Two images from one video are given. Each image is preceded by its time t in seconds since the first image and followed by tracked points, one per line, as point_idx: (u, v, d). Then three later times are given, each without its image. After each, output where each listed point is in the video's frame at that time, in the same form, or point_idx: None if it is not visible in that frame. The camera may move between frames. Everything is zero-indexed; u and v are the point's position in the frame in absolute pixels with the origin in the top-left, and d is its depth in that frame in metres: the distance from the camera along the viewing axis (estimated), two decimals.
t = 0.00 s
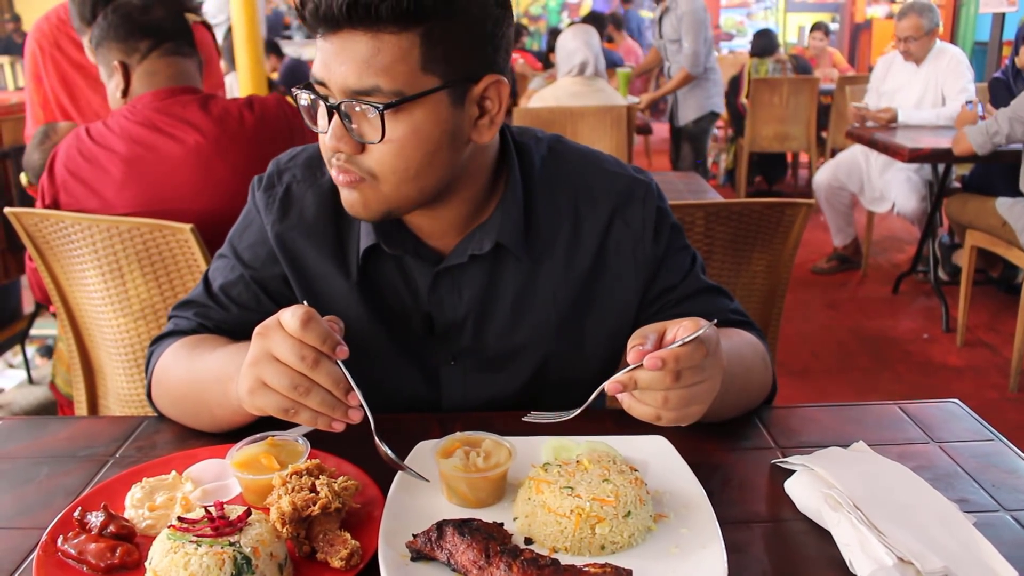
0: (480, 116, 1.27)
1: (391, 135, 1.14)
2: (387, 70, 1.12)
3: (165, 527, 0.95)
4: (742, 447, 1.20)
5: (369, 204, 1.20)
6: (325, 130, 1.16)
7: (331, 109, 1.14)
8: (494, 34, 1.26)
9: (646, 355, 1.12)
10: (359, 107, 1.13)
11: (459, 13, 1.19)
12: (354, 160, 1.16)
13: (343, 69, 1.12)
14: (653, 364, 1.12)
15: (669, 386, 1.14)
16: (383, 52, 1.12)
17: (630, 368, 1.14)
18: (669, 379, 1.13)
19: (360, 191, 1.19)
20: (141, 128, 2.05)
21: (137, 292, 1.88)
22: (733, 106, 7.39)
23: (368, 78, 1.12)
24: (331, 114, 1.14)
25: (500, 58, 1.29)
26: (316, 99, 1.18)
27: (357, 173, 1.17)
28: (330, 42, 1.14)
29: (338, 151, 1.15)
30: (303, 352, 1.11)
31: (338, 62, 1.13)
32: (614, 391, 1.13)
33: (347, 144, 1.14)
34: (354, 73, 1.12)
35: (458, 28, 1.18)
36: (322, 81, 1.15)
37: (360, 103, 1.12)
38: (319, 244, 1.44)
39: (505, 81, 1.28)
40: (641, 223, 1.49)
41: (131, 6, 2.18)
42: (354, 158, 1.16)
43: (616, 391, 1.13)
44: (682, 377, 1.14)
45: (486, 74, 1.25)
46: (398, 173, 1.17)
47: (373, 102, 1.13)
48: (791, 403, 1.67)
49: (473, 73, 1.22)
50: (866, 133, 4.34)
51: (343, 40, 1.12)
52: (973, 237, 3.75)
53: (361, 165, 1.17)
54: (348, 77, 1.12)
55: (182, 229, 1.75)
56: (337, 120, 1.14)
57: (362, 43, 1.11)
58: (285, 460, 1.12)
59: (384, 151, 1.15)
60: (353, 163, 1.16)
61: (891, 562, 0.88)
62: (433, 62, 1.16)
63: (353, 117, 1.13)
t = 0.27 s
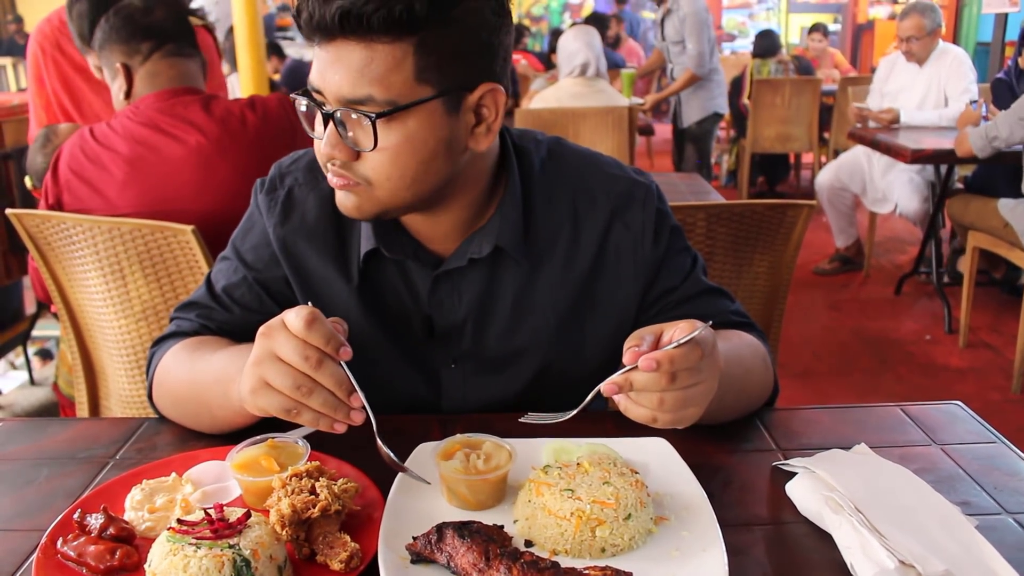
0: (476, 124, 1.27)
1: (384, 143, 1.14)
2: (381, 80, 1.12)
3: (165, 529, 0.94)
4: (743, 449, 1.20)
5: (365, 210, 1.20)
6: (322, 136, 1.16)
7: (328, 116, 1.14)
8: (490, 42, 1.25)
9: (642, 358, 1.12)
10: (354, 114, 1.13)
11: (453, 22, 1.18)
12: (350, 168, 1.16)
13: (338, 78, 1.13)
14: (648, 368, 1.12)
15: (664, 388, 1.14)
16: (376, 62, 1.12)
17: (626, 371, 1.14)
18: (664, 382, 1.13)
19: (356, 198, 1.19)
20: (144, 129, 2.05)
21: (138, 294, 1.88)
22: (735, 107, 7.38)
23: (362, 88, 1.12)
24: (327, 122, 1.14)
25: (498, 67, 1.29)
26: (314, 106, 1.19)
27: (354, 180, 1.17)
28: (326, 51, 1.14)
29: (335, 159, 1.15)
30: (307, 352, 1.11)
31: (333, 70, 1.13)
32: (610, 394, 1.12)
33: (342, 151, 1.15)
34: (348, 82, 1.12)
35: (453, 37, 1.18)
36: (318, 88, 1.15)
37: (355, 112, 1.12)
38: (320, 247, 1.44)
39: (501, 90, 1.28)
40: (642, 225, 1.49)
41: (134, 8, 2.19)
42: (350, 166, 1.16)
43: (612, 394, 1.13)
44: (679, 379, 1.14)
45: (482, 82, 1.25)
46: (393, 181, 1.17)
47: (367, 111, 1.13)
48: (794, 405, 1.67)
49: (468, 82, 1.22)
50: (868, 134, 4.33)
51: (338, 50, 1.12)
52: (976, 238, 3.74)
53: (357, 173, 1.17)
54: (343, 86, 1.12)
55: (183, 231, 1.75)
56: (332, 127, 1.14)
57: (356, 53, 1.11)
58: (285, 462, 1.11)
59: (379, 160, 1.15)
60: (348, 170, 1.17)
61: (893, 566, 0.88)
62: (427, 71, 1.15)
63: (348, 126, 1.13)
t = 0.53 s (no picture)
0: (476, 123, 1.28)
1: (384, 142, 1.14)
2: (381, 78, 1.12)
3: (163, 530, 0.94)
4: (743, 449, 1.20)
5: (363, 211, 1.20)
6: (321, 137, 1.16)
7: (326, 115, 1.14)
8: (490, 41, 1.25)
9: (646, 355, 1.12)
10: (353, 114, 1.13)
11: (453, 21, 1.19)
12: (348, 167, 1.16)
13: (337, 76, 1.12)
14: (653, 366, 1.12)
15: (669, 386, 1.13)
16: (376, 59, 1.12)
17: (630, 369, 1.14)
18: (669, 381, 1.13)
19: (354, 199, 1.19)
20: (148, 129, 2.05)
21: (139, 295, 1.89)
22: (736, 108, 7.38)
23: (361, 86, 1.12)
24: (326, 122, 1.14)
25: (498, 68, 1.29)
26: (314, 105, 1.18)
27: (352, 179, 1.17)
28: (325, 50, 1.14)
29: (334, 158, 1.15)
30: (303, 354, 1.11)
31: (332, 69, 1.13)
32: (614, 392, 1.12)
33: (341, 151, 1.15)
34: (348, 81, 1.12)
35: (453, 36, 1.18)
36: (318, 88, 1.15)
37: (355, 111, 1.12)
38: (318, 247, 1.44)
39: (501, 89, 1.28)
40: (640, 226, 1.49)
41: (142, 9, 2.19)
42: (349, 165, 1.16)
43: (616, 392, 1.12)
44: (683, 377, 1.14)
45: (482, 81, 1.25)
46: (392, 180, 1.17)
47: (366, 110, 1.13)
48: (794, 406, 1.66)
49: (468, 81, 1.22)
50: (870, 133, 4.33)
51: (337, 48, 1.12)
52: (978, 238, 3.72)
53: (355, 172, 1.16)
54: (342, 84, 1.12)
55: (184, 232, 1.75)
56: (331, 127, 1.14)
57: (355, 51, 1.11)
58: (284, 463, 1.11)
59: (378, 158, 1.15)
60: (347, 171, 1.16)
61: (892, 566, 0.88)
62: (427, 70, 1.15)
63: (347, 125, 1.13)
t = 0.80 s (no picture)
0: (475, 126, 1.27)
1: (384, 148, 1.14)
2: (379, 85, 1.12)
3: (162, 531, 0.94)
4: (743, 449, 1.20)
5: (365, 215, 1.20)
6: (319, 142, 1.16)
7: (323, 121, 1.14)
8: (488, 45, 1.25)
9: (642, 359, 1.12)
10: (351, 120, 1.12)
11: (451, 25, 1.18)
12: (348, 171, 1.16)
13: (335, 82, 1.12)
14: (649, 369, 1.11)
15: (665, 390, 1.13)
16: (374, 66, 1.12)
17: (626, 373, 1.13)
18: (665, 384, 1.13)
19: (355, 204, 1.19)
20: (148, 130, 2.05)
21: (139, 296, 1.89)
22: (737, 107, 7.37)
23: (360, 93, 1.12)
24: (324, 127, 1.14)
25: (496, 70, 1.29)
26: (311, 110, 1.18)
27: (351, 183, 1.17)
28: (322, 55, 1.13)
29: (334, 163, 1.15)
30: (303, 354, 1.11)
31: (329, 75, 1.12)
32: (611, 396, 1.12)
33: (341, 157, 1.14)
34: (346, 88, 1.12)
35: (450, 40, 1.18)
36: (315, 94, 1.15)
37: (353, 117, 1.12)
38: (317, 249, 1.44)
39: (499, 92, 1.28)
40: (639, 227, 1.48)
41: (139, 10, 2.19)
42: (349, 170, 1.16)
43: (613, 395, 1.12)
44: (680, 380, 1.14)
45: (481, 84, 1.25)
46: (392, 185, 1.17)
47: (365, 116, 1.12)
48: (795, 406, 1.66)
49: (466, 85, 1.22)
50: (870, 133, 4.32)
51: (334, 55, 1.11)
52: (979, 237, 3.72)
53: (355, 177, 1.17)
54: (340, 91, 1.12)
55: (183, 233, 1.75)
56: (330, 133, 1.14)
57: (353, 58, 1.11)
58: (283, 464, 1.11)
59: (378, 163, 1.15)
60: (347, 175, 1.17)
61: (890, 566, 0.88)
62: (425, 75, 1.15)
63: (346, 130, 1.13)
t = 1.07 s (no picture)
0: (482, 126, 1.27)
1: (396, 147, 1.14)
2: (391, 84, 1.12)
3: (163, 531, 0.95)
4: (744, 449, 1.20)
5: (377, 219, 1.20)
6: (329, 144, 1.15)
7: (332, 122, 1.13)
8: (494, 45, 1.26)
9: (643, 355, 1.11)
10: (362, 119, 1.12)
11: (460, 24, 1.19)
12: (359, 171, 1.16)
13: (345, 83, 1.12)
14: (650, 366, 1.11)
15: (665, 386, 1.13)
16: (386, 66, 1.12)
17: (626, 369, 1.13)
18: (665, 381, 1.13)
19: (366, 204, 1.18)
20: (150, 129, 2.05)
21: (140, 296, 1.89)
22: (739, 107, 7.37)
23: (372, 93, 1.12)
24: (333, 127, 1.13)
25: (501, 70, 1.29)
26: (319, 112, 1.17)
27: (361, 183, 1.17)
28: (331, 56, 1.13)
29: (344, 165, 1.15)
30: (305, 355, 1.11)
31: (339, 76, 1.12)
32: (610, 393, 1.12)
33: (351, 157, 1.14)
34: (358, 88, 1.11)
35: (459, 40, 1.19)
36: (323, 96, 1.14)
37: (363, 116, 1.11)
38: (318, 249, 1.44)
39: (507, 92, 1.29)
40: (640, 227, 1.48)
41: (141, 11, 2.19)
42: (359, 170, 1.15)
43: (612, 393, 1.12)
44: (680, 377, 1.14)
45: (488, 84, 1.25)
46: (403, 184, 1.17)
47: (376, 115, 1.12)
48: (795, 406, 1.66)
49: (475, 85, 1.22)
50: (871, 133, 4.32)
51: (345, 56, 1.11)
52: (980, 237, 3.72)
53: (366, 177, 1.16)
54: (352, 91, 1.12)
55: (185, 233, 1.76)
56: (340, 134, 1.13)
57: (364, 58, 1.11)
58: (284, 463, 1.12)
59: (389, 163, 1.15)
60: (358, 175, 1.16)
61: (891, 567, 0.88)
62: (435, 75, 1.16)
63: (357, 130, 1.12)
